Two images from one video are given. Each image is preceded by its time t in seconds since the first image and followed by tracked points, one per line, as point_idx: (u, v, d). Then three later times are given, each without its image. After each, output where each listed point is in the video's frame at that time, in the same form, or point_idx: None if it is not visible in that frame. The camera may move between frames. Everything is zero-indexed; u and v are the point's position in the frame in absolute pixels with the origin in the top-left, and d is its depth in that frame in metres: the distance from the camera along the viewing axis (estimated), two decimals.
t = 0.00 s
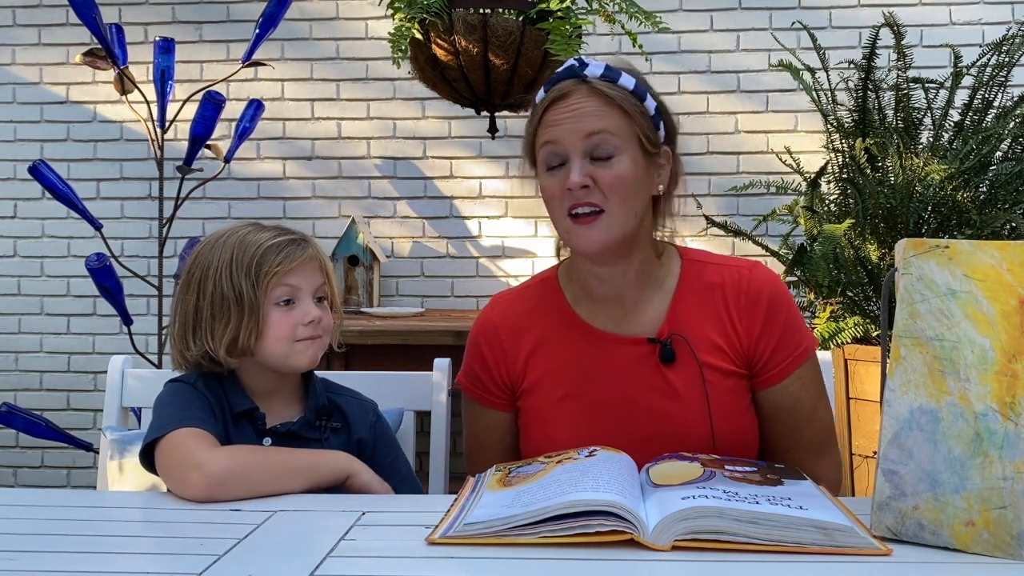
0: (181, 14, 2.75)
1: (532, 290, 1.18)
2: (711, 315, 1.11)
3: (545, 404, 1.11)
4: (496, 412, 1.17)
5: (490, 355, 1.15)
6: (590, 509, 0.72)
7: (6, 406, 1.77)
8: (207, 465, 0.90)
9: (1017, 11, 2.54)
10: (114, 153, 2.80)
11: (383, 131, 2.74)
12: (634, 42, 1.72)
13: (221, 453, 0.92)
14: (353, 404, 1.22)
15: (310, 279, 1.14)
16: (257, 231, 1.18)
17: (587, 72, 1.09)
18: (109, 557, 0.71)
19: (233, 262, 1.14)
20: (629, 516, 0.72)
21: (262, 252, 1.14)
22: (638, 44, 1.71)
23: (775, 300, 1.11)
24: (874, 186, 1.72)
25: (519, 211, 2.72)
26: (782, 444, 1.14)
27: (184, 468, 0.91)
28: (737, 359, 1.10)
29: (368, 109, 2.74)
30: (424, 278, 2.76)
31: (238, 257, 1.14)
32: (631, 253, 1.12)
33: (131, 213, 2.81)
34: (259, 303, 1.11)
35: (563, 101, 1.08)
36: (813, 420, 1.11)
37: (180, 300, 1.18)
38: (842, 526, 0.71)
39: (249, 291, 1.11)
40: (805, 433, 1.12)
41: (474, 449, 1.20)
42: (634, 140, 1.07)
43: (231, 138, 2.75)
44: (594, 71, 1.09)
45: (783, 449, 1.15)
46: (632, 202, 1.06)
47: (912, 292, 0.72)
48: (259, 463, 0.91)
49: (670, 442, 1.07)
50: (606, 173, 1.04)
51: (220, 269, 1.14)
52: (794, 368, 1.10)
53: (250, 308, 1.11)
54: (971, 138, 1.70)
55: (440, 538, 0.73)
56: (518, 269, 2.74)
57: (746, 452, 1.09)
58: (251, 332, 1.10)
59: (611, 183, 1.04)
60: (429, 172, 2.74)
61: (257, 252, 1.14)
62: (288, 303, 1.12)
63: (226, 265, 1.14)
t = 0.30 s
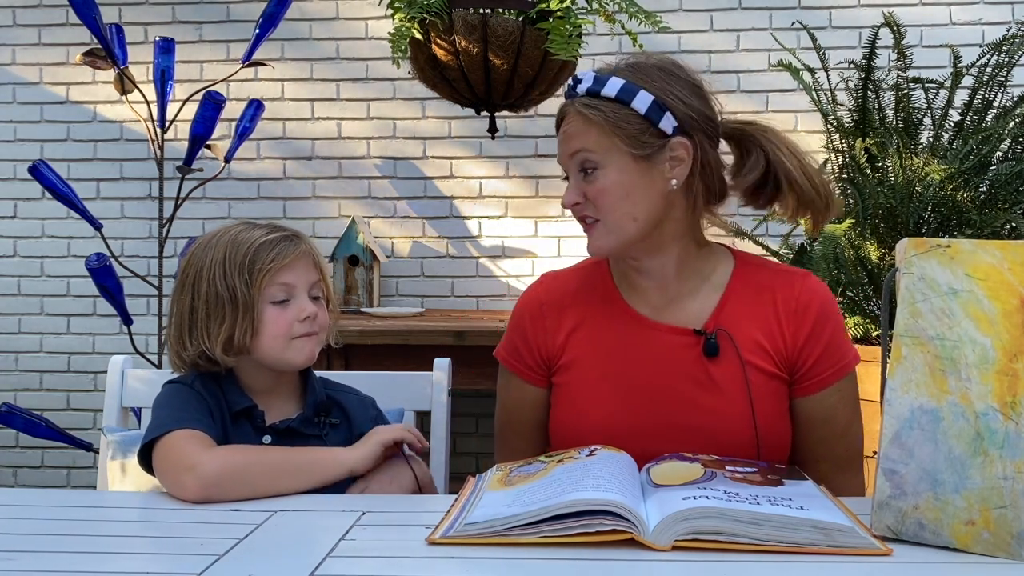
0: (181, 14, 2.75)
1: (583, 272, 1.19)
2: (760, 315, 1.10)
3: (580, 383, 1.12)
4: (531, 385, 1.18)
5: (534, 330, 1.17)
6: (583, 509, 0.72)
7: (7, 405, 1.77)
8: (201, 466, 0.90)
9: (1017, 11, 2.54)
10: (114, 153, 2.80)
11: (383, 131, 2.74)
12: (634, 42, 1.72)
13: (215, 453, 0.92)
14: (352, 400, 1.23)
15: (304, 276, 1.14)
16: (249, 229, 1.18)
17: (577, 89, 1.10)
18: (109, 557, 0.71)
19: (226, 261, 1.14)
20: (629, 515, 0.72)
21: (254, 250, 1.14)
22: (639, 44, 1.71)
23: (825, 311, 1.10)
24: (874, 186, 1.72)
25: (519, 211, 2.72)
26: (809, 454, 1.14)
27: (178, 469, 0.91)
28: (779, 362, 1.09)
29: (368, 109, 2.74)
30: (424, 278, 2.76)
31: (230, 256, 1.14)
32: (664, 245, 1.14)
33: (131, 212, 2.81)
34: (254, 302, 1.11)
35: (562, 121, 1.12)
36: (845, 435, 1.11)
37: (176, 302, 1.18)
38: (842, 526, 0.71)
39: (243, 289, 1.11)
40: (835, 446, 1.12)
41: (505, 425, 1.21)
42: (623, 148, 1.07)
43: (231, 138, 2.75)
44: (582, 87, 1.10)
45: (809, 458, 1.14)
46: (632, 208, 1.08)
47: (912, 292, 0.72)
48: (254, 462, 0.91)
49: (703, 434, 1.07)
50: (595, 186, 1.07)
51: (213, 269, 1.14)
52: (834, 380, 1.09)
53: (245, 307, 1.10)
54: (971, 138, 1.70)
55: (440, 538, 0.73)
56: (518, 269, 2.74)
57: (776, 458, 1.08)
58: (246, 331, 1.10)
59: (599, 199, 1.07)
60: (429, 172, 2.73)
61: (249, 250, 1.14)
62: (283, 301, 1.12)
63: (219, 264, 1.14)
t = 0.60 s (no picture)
0: (181, 14, 2.75)
1: (600, 270, 1.20)
2: (775, 317, 1.10)
3: (592, 379, 1.13)
4: (543, 378, 1.19)
5: (547, 324, 1.18)
6: (580, 509, 0.72)
7: (6, 405, 1.77)
8: (198, 466, 0.90)
9: (1017, 11, 2.54)
10: (115, 153, 2.80)
11: (383, 131, 2.74)
12: (634, 42, 1.72)
13: (211, 452, 0.92)
14: (350, 400, 1.23)
15: (302, 276, 1.14)
16: (246, 229, 1.18)
17: (583, 95, 1.11)
18: (109, 557, 0.71)
19: (224, 261, 1.14)
20: (629, 515, 0.72)
21: (253, 251, 1.14)
22: (639, 44, 1.71)
23: (841, 316, 1.10)
24: (874, 186, 1.72)
25: (519, 211, 2.72)
26: (819, 458, 1.13)
27: (175, 469, 0.91)
28: (793, 364, 1.09)
29: (368, 109, 2.74)
30: (424, 278, 2.76)
31: (228, 257, 1.14)
32: (679, 246, 1.13)
33: (131, 213, 2.81)
34: (253, 303, 1.11)
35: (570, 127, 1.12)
36: (857, 441, 1.10)
37: (174, 302, 1.17)
38: (842, 526, 0.71)
39: (242, 290, 1.11)
40: (846, 452, 1.11)
41: (515, 418, 1.21)
42: (631, 150, 1.07)
43: (231, 138, 2.75)
44: (588, 92, 1.10)
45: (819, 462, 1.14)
46: (643, 211, 1.07)
47: (912, 292, 0.71)
48: (250, 461, 0.91)
49: (713, 433, 1.07)
50: (602, 191, 1.07)
51: (211, 269, 1.14)
52: (847, 385, 1.09)
53: (244, 308, 1.11)
54: (971, 138, 1.70)
55: (441, 538, 0.73)
56: (518, 269, 2.74)
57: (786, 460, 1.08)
58: (245, 332, 1.10)
59: (609, 202, 1.07)
60: (429, 172, 2.74)
61: (247, 250, 1.14)
62: (282, 301, 1.12)
63: (217, 264, 1.14)
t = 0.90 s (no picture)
0: (181, 14, 2.75)
1: (597, 270, 1.20)
2: (771, 317, 1.10)
3: (589, 378, 1.13)
4: (541, 378, 1.19)
5: (545, 324, 1.18)
6: (579, 509, 0.72)
7: (6, 405, 1.77)
8: (197, 466, 0.90)
9: (1017, 11, 2.54)
10: (115, 153, 2.80)
11: (383, 131, 2.74)
12: (634, 42, 1.72)
13: (211, 452, 0.92)
14: (350, 399, 1.23)
15: (302, 276, 1.14)
16: (246, 228, 1.18)
17: (579, 97, 1.11)
18: (108, 557, 0.71)
19: (224, 261, 1.14)
20: (629, 515, 0.72)
21: (253, 250, 1.14)
22: (638, 44, 1.71)
23: (838, 315, 1.09)
24: (874, 186, 1.72)
25: (519, 210, 2.72)
26: (816, 457, 1.13)
27: (175, 470, 0.91)
28: (789, 364, 1.09)
29: (368, 109, 2.74)
30: (425, 278, 2.76)
31: (228, 256, 1.14)
32: (677, 245, 1.13)
33: (131, 213, 2.81)
34: (253, 302, 1.11)
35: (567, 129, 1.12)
36: (854, 441, 1.10)
37: (174, 302, 1.17)
38: (842, 526, 0.71)
39: (242, 290, 1.11)
40: (844, 451, 1.11)
41: (513, 417, 1.22)
42: (628, 152, 1.07)
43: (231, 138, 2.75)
44: (585, 95, 1.10)
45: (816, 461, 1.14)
46: (640, 211, 1.07)
47: (912, 292, 0.71)
48: (250, 461, 0.91)
49: (709, 432, 1.07)
50: (601, 193, 1.07)
51: (211, 269, 1.14)
52: (843, 385, 1.09)
53: (244, 308, 1.11)
54: (971, 138, 1.69)
55: (441, 538, 0.73)
56: (518, 269, 2.74)
57: (782, 459, 1.08)
58: (245, 331, 1.10)
59: (607, 203, 1.07)
60: (429, 172, 2.74)
61: (247, 249, 1.14)
62: (282, 301, 1.12)
63: (217, 264, 1.14)
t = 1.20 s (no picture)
0: (181, 14, 2.75)
1: (593, 270, 1.20)
2: (767, 315, 1.10)
3: (586, 378, 1.13)
4: (538, 380, 1.19)
5: (541, 325, 1.18)
6: (579, 509, 0.72)
7: (6, 405, 1.77)
8: (197, 466, 0.90)
9: (1017, 11, 2.55)
10: (115, 153, 2.80)
11: (383, 131, 2.74)
12: (634, 42, 1.72)
13: (210, 452, 0.92)
14: (351, 398, 1.23)
15: (303, 276, 1.14)
16: (248, 228, 1.18)
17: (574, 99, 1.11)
18: (108, 557, 0.71)
19: (225, 260, 1.14)
20: (629, 515, 0.72)
21: (254, 250, 1.14)
22: (639, 44, 1.71)
23: (832, 312, 1.10)
24: (874, 186, 1.72)
25: (519, 210, 2.72)
26: (813, 454, 1.14)
27: (176, 470, 0.91)
28: (785, 361, 1.09)
29: (368, 109, 2.74)
30: (425, 278, 2.76)
31: (230, 255, 1.14)
32: (672, 244, 1.13)
33: (131, 213, 2.81)
34: (254, 302, 1.11)
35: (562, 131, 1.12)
36: (850, 437, 1.11)
37: (175, 302, 1.17)
38: (842, 526, 0.71)
39: (244, 289, 1.11)
40: (840, 448, 1.12)
41: (511, 419, 1.22)
42: (623, 153, 1.07)
43: (231, 138, 2.75)
44: (579, 96, 1.10)
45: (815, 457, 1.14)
46: (637, 211, 1.08)
47: (912, 292, 0.71)
48: (250, 460, 0.91)
49: (707, 430, 1.07)
50: (596, 194, 1.07)
51: (213, 269, 1.14)
52: (839, 381, 1.09)
53: (245, 307, 1.11)
54: (971, 138, 1.70)
55: (441, 538, 0.73)
56: (518, 269, 2.74)
57: (782, 456, 1.09)
58: (246, 330, 1.10)
59: (603, 203, 1.07)
60: (429, 172, 2.74)
61: (248, 249, 1.14)
62: (283, 300, 1.12)
63: (218, 263, 1.14)
